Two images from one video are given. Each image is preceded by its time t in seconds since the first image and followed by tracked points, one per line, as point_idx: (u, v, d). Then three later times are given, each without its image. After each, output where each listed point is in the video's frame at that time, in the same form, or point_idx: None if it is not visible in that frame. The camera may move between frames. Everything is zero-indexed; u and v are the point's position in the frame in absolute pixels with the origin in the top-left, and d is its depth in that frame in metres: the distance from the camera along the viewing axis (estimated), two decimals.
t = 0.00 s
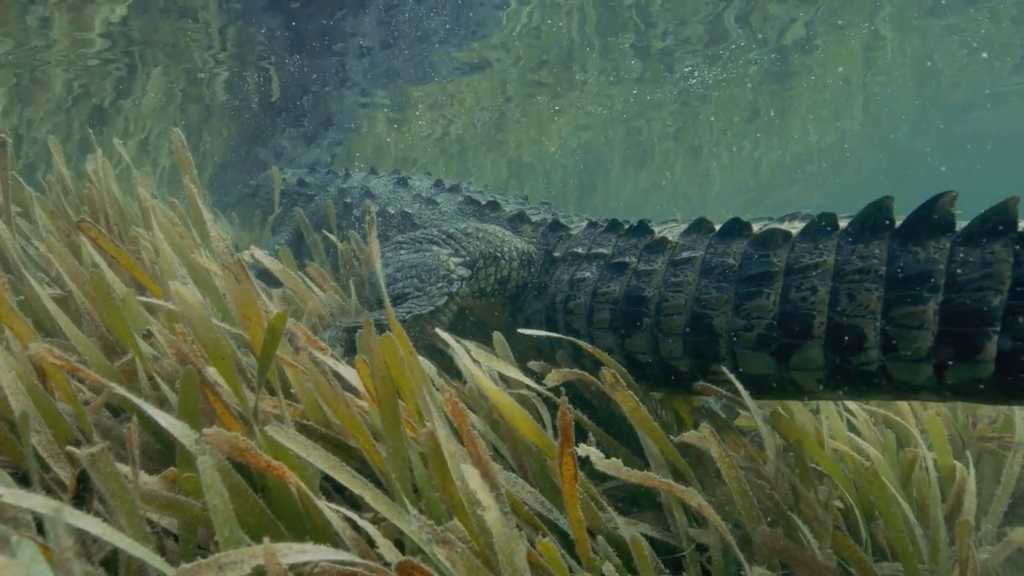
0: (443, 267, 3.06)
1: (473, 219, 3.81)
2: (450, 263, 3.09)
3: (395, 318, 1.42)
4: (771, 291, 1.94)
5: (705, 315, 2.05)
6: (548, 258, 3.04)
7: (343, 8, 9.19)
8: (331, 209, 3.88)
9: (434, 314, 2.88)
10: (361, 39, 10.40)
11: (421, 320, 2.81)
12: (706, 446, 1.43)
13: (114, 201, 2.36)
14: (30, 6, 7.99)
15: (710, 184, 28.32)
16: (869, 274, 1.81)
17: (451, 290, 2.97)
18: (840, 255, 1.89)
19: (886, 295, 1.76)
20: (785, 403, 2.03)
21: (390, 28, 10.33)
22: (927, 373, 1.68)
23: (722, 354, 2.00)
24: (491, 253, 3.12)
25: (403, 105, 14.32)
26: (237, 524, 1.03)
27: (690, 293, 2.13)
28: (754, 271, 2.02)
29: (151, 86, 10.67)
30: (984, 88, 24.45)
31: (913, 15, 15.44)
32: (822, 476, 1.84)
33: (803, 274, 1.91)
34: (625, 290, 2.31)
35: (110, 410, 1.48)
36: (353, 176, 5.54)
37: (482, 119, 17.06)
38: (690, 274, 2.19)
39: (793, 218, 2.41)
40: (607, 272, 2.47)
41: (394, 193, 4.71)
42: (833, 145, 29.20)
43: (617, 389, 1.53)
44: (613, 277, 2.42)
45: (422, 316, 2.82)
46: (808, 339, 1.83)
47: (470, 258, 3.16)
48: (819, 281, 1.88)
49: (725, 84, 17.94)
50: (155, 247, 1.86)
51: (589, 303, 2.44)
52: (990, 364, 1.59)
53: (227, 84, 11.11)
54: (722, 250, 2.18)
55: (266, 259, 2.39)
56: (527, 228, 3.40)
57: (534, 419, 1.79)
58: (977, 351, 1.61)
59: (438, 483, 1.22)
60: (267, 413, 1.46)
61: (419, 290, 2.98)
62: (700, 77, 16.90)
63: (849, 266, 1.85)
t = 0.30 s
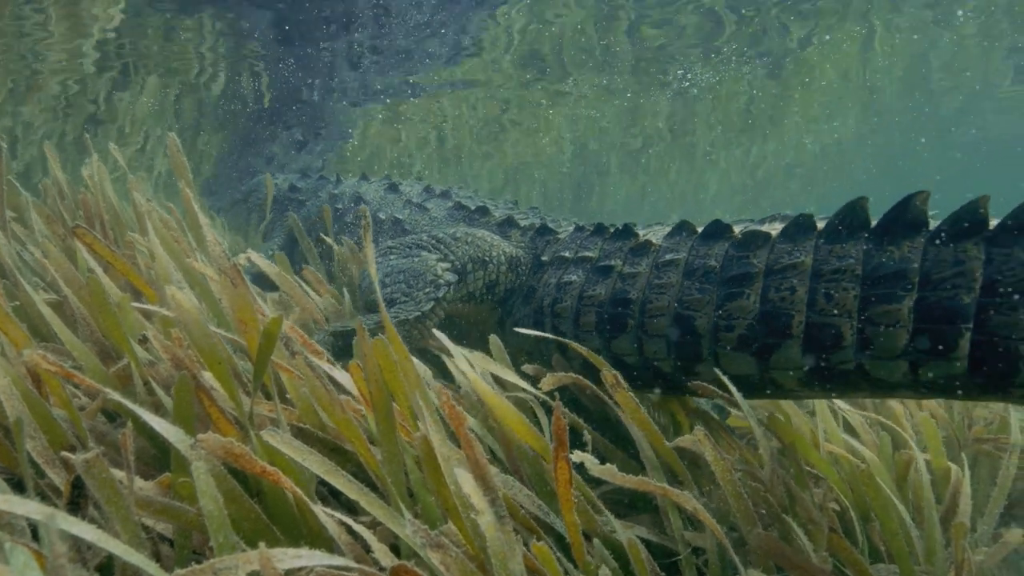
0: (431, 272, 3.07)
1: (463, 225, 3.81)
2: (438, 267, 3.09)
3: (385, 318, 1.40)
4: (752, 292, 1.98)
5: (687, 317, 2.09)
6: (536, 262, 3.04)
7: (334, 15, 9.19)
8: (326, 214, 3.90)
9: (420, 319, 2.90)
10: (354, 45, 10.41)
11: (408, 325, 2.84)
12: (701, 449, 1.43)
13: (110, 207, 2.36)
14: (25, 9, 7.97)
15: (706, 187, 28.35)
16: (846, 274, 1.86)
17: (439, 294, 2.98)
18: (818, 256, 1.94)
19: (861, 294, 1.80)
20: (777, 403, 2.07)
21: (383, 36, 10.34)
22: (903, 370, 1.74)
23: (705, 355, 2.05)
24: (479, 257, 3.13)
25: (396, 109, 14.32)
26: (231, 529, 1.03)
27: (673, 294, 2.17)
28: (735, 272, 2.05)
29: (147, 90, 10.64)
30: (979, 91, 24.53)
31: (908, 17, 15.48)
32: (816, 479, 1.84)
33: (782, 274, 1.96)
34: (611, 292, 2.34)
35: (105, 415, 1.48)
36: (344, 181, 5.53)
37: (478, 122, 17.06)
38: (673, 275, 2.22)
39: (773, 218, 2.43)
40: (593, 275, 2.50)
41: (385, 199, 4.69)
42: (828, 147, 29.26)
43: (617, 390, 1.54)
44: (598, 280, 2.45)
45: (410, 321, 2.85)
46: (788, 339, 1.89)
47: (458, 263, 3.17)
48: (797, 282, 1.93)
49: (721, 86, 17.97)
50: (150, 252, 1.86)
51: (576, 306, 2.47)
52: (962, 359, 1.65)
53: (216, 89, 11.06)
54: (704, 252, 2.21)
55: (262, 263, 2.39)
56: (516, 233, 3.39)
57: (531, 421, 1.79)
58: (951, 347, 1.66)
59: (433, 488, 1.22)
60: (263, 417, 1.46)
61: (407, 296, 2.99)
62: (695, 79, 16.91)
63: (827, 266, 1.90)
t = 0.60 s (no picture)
0: (417, 277, 3.09)
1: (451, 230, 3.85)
2: (425, 272, 3.11)
3: (379, 322, 1.39)
4: (729, 291, 2.02)
5: (668, 316, 2.13)
6: (524, 266, 3.11)
7: (324, 20, 9.19)
8: (319, 217, 3.93)
9: (406, 323, 2.91)
10: (345, 50, 10.42)
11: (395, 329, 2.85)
12: (694, 451, 1.44)
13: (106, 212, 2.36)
14: (19, 15, 7.97)
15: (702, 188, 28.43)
16: (821, 272, 1.88)
17: (425, 299, 3.00)
18: (794, 255, 1.97)
19: (835, 292, 1.82)
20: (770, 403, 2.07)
21: (374, 40, 10.35)
22: (878, 367, 1.74)
23: (686, 355, 2.08)
24: (467, 261, 3.16)
25: (390, 112, 14.31)
26: (224, 534, 1.03)
27: (655, 296, 2.21)
28: (714, 272, 2.10)
29: (143, 95, 10.63)
30: (974, 93, 24.63)
31: (903, 20, 15.56)
32: (812, 481, 1.84)
33: (759, 274, 1.99)
34: (595, 294, 2.38)
35: (100, 420, 1.48)
36: (334, 187, 5.54)
37: (474, 124, 17.10)
38: (655, 277, 2.26)
39: (753, 218, 2.48)
40: (577, 277, 2.54)
41: (375, 204, 4.69)
42: (824, 148, 29.36)
43: (617, 391, 1.56)
44: (583, 283, 2.48)
45: (396, 324, 2.86)
46: (765, 338, 1.92)
47: (446, 268, 3.19)
48: (773, 281, 1.96)
49: (716, 89, 18.03)
50: (145, 257, 1.86)
51: (560, 308, 2.51)
52: (932, 355, 1.65)
53: (211, 97, 11.00)
54: (685, 253, 2.25)
55: (258, 269, 2.39)
56: (503, 238, 3.43)
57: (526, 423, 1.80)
58: (921, 343, 1.67)
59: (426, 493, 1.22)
60: (258, 421, 1.46)
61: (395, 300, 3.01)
62: (689, 82, 16.92)
63: (802, 265, 1.92)
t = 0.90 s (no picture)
0: (406, 280, 3.12)
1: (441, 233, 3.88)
2: (413, 275, 3.15)
3: (374, 324, 1.38)
4: (711, 290, 2.09)
5: (652, 316, 2.20)
6: (512, 268, 3.17)
7: (317, 23, 9.22)
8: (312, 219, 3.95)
9: (395, 326, 2.97)
10: (338, 53, 10.45)
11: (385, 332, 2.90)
12: (688, 451, 1.45)
13: (100, 214, 2.36)
14: (15, 15, 7.95)
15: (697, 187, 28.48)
16: (799, 269, 1.95)
17: (413, 302, 3.05)
18: (773, 253, 2.04)
19: (813, 288, 1.89)
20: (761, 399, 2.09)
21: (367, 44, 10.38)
22: (855, 362, 1.81)
23: (670, 352, 2.14)
24: (456, 263, 3.20)
25: (384, 114, 14.33)
26: (217, 535, 1.03)
27: (639, 295, 2.28)
28: (696, 271, 2.17)
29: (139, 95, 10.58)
30: (969, 94, 24.71)
31: (899, 21, 15.61)
32: (807, 481, 1.83)
33: (740, 272, 2.06)
34: (581, 295, 2.46)
35: (95, 422, 1.48)
36: (326, 190, 5.56)
37: (469, 125, 17.11)
38: (639, 277, 2.34)
39: (735, 218, 2.56)
40: (564, 279, 2.63)
41: (366, 208, 4.71)
42: (819, 149, 29.43)
43: (617, 392, 1.55)
44: (569, 284, 2.57)
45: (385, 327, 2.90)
46: (744, 335, 1.97)
47: (435, 271, 3.22)
48: (754, 279, 2.02)
49: (712, 91, 18.07)
50: (139, 259, 1.86)
51: (547, 310, 2.58)
52: (908, 349, 1.72)
53: (201, 98, 10.89)
54: (668, 254, 2.33)
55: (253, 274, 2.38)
56: (493, 240, 3.48)
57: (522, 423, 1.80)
58: (895, 338, 1.73)
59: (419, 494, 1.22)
60: (253, 422, 1.46)
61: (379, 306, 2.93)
62: (683, 84, 16.95)
63: (781, 263, 1.99)
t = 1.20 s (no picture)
0: (395, 281, 3.15)
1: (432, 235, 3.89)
2: (402, 277, 3.17)
3: (367, 324, 1.37)
4: (694, 288, 2.12)
5: (637, 314, 2.23)
6: (500, 269, 3.19)
7: (307, 26, 9.23)
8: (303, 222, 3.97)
9: (384, 327, 2.99)
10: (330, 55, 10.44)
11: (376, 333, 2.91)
12: (683, 451, 1.46)
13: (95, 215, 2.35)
14: (9, 16, 7.95)
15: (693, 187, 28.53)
16: (778, 266, 1.97)
17: (403, 302, 3.07)
18: (753, 250, 2.06)
19: (791, 285, 1.91)
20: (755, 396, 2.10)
21: (359, 45, 10.38)
22: (833, 356, 1.84)
23: (654, 350, 2.17)
24: (445, 265, 3.24)
25: (378, 114, 14.33)
26: (210, 536, 1.03)
27: (623, 295, 2.31)
28: (678, 270, 2.20)
29: (137, 92, 10.55)
30: (964, 93, 24.78)
31: (893, 20, 15.65)
32: (801, 480, 1.84)
33: (722, 270, 2.08)
34: (567, 295, 2.49)
35: (89, 423, 1.47)
36: (317, 193, 5.58)
37: (465, 126, 17.13)
38: (624, 276, 2.37)
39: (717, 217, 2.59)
40: (552, 279, 2.67)
41: (357, 211, 4.72)
42: (814, 148, 29.50)
43: (614, 391, 1.55)
44: (556, 284, 2.60)
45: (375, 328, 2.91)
46: (726, 332, 2.00)
47: (424, 273, 3.25)
48: (735, 276, 2.04)
49: (707, 90, 18.10)
50: (132, 259, 1.85)
51: (535, 310, 2.62)
52: (884, 343, 1.75)
53: (198, 93, 10.83)
54: (652, 252, 2.36)
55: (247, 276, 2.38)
56: (482, 242, 3.50)
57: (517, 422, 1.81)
58: (873, 333, 1.76)
59: (412, 494, 1.22)
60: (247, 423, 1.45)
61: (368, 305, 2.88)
62: (677, 84, 16.97)
63: (761, 260, 2.01)
